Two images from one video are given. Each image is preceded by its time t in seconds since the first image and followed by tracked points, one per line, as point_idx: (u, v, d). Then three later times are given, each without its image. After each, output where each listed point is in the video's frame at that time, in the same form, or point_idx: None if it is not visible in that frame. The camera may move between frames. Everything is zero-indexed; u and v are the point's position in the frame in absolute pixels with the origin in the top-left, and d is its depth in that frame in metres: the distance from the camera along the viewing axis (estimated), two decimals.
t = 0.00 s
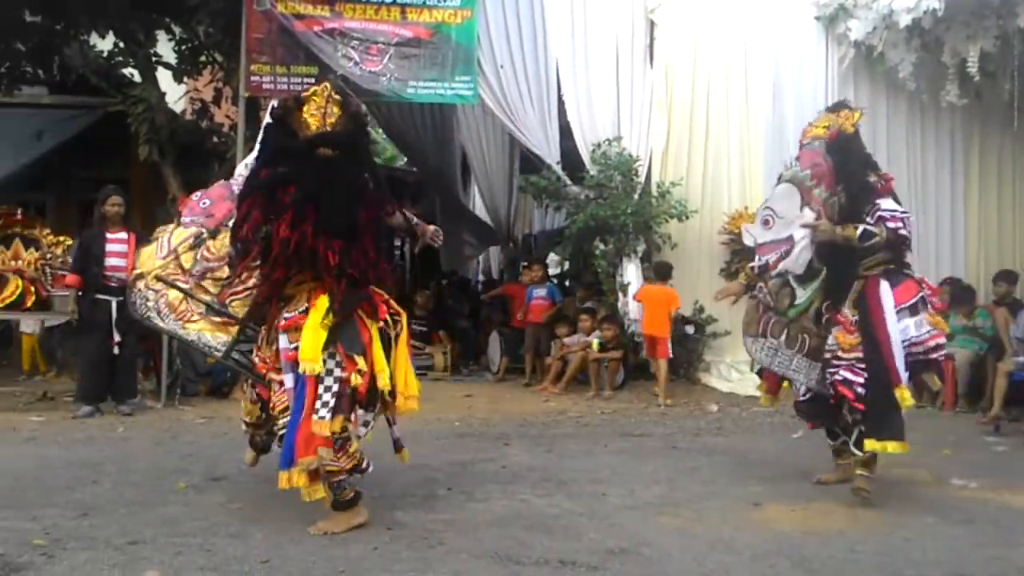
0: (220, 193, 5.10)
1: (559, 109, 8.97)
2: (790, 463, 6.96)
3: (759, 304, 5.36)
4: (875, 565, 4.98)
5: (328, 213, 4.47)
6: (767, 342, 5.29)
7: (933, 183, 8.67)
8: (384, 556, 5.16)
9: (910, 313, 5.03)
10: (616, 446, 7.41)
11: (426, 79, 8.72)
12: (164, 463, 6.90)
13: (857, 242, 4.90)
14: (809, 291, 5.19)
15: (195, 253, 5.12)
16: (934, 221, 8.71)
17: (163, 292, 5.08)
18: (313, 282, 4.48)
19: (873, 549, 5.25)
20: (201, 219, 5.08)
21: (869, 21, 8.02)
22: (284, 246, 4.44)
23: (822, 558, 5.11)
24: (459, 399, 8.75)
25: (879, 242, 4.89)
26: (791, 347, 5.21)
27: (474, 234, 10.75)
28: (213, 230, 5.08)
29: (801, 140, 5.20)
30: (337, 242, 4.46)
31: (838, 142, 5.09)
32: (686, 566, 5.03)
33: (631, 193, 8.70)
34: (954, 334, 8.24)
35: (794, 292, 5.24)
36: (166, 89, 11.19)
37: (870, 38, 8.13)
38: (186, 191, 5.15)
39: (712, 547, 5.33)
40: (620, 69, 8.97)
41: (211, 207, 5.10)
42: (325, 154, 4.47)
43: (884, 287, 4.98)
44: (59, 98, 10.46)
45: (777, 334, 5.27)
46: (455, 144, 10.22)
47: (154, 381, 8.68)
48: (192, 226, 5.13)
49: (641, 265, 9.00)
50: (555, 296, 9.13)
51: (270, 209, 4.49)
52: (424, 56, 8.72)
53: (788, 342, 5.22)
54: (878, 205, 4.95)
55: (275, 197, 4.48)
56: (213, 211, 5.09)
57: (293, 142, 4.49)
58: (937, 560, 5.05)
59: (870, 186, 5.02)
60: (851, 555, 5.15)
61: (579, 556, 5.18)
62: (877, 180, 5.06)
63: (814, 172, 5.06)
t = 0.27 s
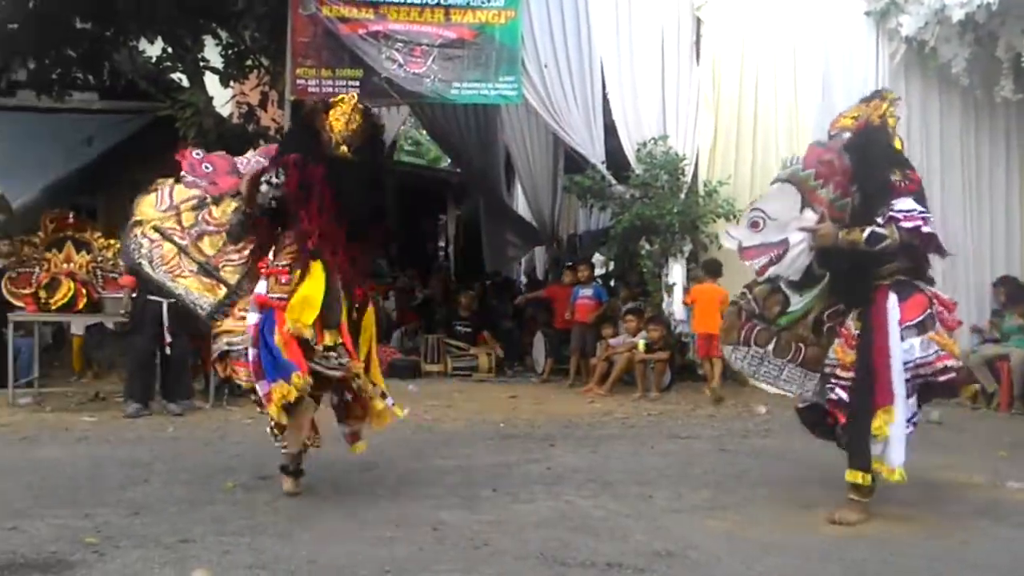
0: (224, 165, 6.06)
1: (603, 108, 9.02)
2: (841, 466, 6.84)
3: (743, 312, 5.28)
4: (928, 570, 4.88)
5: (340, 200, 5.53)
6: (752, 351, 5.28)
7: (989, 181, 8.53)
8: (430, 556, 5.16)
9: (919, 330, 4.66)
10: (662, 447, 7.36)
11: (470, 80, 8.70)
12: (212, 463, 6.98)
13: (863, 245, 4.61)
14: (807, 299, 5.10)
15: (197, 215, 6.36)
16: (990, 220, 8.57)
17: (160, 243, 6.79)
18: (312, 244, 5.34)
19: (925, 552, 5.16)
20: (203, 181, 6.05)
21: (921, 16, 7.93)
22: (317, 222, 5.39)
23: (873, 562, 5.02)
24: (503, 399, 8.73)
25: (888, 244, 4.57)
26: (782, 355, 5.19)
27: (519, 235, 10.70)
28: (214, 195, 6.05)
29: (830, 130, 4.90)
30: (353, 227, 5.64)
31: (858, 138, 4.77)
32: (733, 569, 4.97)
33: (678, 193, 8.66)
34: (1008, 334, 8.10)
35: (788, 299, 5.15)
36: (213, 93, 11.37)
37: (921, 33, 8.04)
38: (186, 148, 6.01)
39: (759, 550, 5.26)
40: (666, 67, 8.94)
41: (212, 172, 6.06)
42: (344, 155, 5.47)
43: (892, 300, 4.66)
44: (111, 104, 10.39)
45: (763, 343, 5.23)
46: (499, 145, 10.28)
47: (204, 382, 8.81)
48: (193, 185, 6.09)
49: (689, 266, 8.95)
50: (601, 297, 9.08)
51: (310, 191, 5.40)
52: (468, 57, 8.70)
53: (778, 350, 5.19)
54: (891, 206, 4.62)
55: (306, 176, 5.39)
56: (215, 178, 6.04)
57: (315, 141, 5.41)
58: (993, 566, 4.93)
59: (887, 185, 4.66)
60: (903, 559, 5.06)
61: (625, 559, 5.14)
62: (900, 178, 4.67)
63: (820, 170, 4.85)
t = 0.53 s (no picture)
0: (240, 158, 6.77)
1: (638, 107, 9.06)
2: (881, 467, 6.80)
3: (743, 300, 5.14)
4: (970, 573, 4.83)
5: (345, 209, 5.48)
6: (751, 340, 5.05)
7: None
8: (466, 557, 5.14)
9: (926, 325, 4.59)
10: (699, 447, 7.34)
11: (506, 81, 8.78)
12: (247, 463, 7.00)
13: (863, 230, 4.57)
14: (807, 287, 4.93)
15: (208, 212, 7.36)
16: None
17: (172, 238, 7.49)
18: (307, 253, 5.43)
19: (967, 554, 5.11)
20: (217, 175, 6.72)
21: (960, 13, 8.00)
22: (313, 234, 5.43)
23: (913, 564, 4.98)
24: (539, 399, 8.78)
25: (887, 230, 4.55)
26: (781, 345, 4.97)
27: (554, 235, 11.02)
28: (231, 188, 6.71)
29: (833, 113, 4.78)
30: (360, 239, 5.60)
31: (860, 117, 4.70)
32: (772, 571, 4.92)
33: (713, 192, 8.74)
34: None
35: (788, 287, 4.97)
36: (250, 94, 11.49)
37: (960, 32, 8.08)
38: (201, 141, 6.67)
39: (798, 552, 5.22)
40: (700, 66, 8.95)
41: (226, 166, 6.72)
42: (347, 162, 5.49)
43: (896, 292, 4.62)
44: (148, 105, 10.81)
45: (762, 332, 5.02)
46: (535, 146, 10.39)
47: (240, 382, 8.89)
48: (211, 173, 6.73)
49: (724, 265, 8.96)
50: (638, 297, 9.17)
51: (309, 202, 5.42)
52: (504, 58, 8.78)
53: (777, 340, 4.98)
54: (892, 188, 4.58)
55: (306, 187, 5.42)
56: (229, 173, 6.73)
57: (322, 149, 5.49)
58: None
59: (888, 166, 4.59)
60: (945, 560, 5.02)
61: (662, 560, 5.10)
62: (903, 159, 4.62)
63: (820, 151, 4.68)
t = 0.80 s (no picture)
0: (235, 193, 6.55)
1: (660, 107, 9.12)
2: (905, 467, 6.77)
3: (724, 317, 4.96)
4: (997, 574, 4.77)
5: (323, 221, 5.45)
6: (738, 357, 4.87)
7: None
8: (487, 557, 5.10)
9: (911, 328, 4.56)
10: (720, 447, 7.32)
11: (526, 80, 8.80)
12: (267, 463, 6.98)
13: (838, 240, 4.55)
14: (786, 299, 4.84)
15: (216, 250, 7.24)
16: None
17: (191, 283, 7.37)
18: (285, 271, 5.40)
19: (994, 556, 5.06)
20: (220, 216, 6.55)
21: (980, 11, 7.97)
22: (290, 247, 5.41)
23: (939, 565, 4.93)
24: (560, 399, 8.79)
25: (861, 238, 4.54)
26: (768, 361, 4.80)
27: (575, 235, 11.07)
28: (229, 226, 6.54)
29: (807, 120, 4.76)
30: (341, 247, 5.50)
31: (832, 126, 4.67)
32: (797, 571, 4.87)
33: (735, 190, 8.54)
34: None
35: (767, 300, 4.86)
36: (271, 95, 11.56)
37: (982, 30, 8.06)
38: (205, 187, 6.55)
39: (821, 552, 5.17)
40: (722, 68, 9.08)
41: (227, 206, 6.53)
42: (319, 171, 5.46)
43: (877, 299, 4.61)
44: (168, 105, 11.13)
45: (747, 348, 4.86)
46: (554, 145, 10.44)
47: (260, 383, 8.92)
48: (213, 220, 6.61)
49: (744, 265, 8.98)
50: (661, 297, 9.16)
51: (283, 218, 5.44)
52: (524, 57, 8.79)
53: (763, 355, 4.81)
54: (866, 198, 4.59)
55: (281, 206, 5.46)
56: (228, 212, 6.55)
57: (292, 163, 5.45)
58: None
59: (863, 175, 4.59)
60: (972, 561, 4.98)
61: (685, 560, 5.05)
62: (879, 167, 4.61)
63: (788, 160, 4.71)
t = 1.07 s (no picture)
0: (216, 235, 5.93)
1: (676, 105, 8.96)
2: (924, 467, 6.75)
3: (643, 306, 4.84)
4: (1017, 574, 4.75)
5: (267, 227, 5.74)
6: (660, 348, 4.79)
7: None
8: (504, 556, 5.10)
9: (830, 315, 4.59)
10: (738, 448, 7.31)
11: (541, 80, 8.85)
12: (284, 463, 7.00)
13: (752, 226, 4.57)
14: (710, 292, 4.80)
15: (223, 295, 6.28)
16: None
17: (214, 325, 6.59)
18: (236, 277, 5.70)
19: (1013, 556, 5.04)
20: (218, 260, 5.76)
21: (999, 9, 7.84)
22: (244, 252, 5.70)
23: (956, 565, 4.92)
24: (576, 399, 8.78)
25: (773, 221, 4.55)
26: (693, 353, 4.73)
27: (591, 234, 11.03)
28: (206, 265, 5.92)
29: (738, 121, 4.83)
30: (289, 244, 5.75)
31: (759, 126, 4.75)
32: (815, 571, 4.85)
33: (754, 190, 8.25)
34: None
35: (689, 292, 4.82)
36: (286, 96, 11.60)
37: (1001, 27, 7.90)
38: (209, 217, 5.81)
39: (839, 552, 5.15)
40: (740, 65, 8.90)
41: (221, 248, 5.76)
42: (270, 169, 5.72)
43: (798, 287, 4.62)
44: (185, 107, 11.09)
45: (669, 340, 4.80)
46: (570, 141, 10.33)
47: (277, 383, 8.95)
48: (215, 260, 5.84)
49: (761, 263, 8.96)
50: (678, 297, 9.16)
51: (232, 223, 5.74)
52: (541, 58, 8.84)
53: (688, 348, 4.74)
54: (779, 184, 4.61)
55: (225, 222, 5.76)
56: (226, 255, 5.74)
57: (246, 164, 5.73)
58: None
59: (778, 165, 4.63)
60: (990, 561, 4.96)
61: (703, 560, 5.03)
62: (795, 159, 4.65)
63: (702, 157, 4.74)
